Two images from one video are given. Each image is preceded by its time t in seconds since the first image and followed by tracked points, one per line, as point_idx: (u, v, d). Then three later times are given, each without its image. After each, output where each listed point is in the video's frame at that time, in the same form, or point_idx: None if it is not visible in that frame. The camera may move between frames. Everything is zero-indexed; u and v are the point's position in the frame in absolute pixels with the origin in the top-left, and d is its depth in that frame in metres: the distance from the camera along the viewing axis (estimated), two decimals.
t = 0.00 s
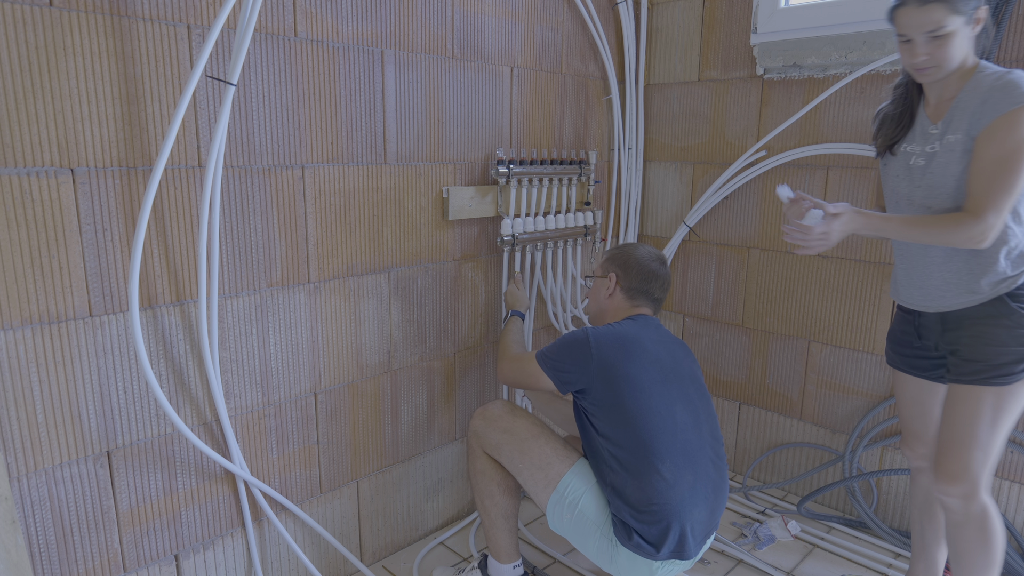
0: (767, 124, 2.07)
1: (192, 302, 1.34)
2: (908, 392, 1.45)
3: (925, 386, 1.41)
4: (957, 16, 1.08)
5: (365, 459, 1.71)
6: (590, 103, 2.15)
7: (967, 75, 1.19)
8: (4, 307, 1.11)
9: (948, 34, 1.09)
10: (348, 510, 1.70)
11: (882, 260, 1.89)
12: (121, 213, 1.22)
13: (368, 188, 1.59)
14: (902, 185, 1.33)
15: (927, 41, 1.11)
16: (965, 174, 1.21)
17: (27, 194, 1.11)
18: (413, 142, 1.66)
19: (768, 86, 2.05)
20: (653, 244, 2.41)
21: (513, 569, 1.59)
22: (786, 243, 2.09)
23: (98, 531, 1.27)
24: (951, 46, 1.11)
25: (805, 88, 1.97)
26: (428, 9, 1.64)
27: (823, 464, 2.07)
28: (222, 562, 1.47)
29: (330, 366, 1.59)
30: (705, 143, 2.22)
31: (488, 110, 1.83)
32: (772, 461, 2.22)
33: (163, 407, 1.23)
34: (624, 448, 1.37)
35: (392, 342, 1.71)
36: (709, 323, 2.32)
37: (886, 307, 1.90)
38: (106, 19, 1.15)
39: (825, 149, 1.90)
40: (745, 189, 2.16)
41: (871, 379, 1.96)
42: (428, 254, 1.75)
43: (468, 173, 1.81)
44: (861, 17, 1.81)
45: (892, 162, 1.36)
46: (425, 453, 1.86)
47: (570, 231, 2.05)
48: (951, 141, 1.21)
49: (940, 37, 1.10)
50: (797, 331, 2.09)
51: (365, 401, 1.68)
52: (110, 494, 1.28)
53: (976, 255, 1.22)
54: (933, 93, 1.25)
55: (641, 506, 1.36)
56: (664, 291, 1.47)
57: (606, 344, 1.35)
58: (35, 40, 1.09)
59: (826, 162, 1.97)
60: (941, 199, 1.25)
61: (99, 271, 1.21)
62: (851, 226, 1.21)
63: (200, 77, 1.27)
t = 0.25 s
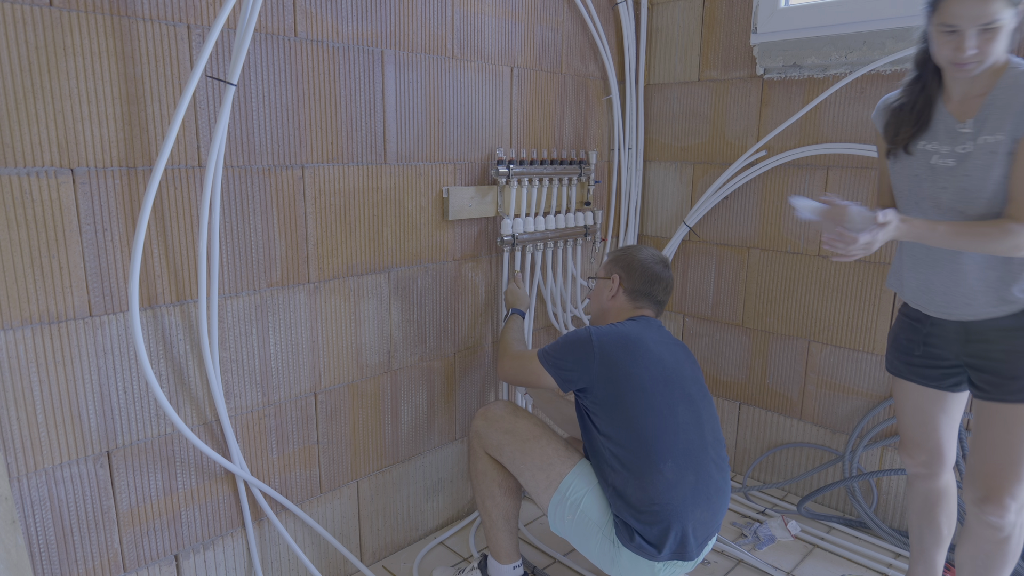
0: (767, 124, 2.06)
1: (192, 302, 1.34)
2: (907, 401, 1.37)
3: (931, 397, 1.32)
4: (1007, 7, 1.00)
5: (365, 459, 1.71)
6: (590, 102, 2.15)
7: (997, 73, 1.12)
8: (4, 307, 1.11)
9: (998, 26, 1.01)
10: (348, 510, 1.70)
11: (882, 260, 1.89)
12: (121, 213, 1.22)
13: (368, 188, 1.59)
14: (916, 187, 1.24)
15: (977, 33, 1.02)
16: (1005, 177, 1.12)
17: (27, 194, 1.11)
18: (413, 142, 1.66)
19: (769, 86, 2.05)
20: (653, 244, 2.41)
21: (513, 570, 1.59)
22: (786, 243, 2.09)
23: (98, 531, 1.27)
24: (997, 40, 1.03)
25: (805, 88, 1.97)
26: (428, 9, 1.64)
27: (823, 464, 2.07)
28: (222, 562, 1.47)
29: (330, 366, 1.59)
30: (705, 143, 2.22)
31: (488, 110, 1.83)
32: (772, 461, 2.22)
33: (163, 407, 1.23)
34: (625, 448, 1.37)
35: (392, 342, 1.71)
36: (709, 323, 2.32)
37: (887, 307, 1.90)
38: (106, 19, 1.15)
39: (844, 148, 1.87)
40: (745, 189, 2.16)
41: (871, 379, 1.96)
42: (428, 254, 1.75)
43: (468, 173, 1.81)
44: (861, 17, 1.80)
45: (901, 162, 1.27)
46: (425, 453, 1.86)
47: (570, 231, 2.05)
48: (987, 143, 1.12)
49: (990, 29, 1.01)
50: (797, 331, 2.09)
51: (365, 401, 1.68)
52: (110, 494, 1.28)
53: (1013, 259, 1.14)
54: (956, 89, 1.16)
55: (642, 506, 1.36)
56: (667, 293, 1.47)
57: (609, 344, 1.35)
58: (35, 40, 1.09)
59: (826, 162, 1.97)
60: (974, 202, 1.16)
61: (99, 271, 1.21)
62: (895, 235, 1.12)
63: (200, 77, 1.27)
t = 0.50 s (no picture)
0: (767, 124, 2.06)
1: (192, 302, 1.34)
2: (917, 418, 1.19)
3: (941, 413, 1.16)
4: None
5: (365, 460, 1.71)
6: (590, 102, 2.15)
7: None
8: (4, 307, 1.11)
9: None
10: (348, 510, 1.70)
11: (882, 260, 1.90)
12: (121, 213, 1.22)
13: (369, 188, 1.59)
14: (947, 191, 1.08)
15: None
16: None
17: (28, 194, 1.11)
18: (413, 142, 1.66)
19: (768, 86, 2.05)
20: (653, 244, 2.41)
21: (513, 570, 1.59)
22: (786, 243, 2.09)
23: (98, 531, 1.27)
24: None
25: (805, 88, 1.97)
26: (428, 9, 1.64)
27: (823, 464, 2.07)
28: (222, 562, 1.47)
29: (330, 366, 1.59)
30: (705, 143, 2.22)
31: (488, 110, 1.83)
32: (772, 461, 2.22)
33: (164, 407, 1.23)
34: (627, 448, 1.37)
35: (392, 342, 1.71)
36: (709, 323, 2.32)
37: (887, 307, 1.90)
38: (106, 19, 1.15)
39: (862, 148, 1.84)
40: (745, 189, 2.16)
41: (871, 379, 1.96)
42: (428, 254, 1.75)
43: (467, 173, 1.81)
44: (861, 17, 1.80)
45: (935, 162, 1.09)
46: (425, 453, 1.86)
47: (570, 231, 2.05)
48: None
49: None
50: (797, 331, 2.09)
51: (365, 401, 1.68)
52: (110, 494, 1.28)
53: None
54: (1012, 80, 0.99)
55: (643, 506, 1.36)
56: (669, 295, 1.48)
57: (612, 343, 1.35)
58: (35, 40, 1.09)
59: (826, 162, 1.97)
60: None
61: (99, 271, 1.21)
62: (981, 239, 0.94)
63: (200, 77, 1.27)
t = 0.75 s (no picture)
0: (767, 124, 2.06)
1: (192, 302, 1.34)
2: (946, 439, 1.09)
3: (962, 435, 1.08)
4: None
5: (365, 459, 1.71)
6: (590, 103, 2.15)
7: None
8: (4, 307, 1.11)
9: None
10: (348, 510, 1.70)
11: (882, 260, 1.90)
12: (121, 213, 1.22)
13: (369, 188, 1.59)
14: (1000, 192, 0.96)
15: None
16: None
17: (28, 194, 1.11)
18: (413, 142, 1.66)
19: (769, 86, 2.05)
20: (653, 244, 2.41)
21: (513, 570, 1.59)
22: (786, 243, 2.08)
23: (98, 531, 1.27)
24: None
25: (805, 88, 1.97)
26: (428, 9, 1.64)
27: (823, 464, 2.07)
28: (222, 562, 1.47)
29: (330, 366, 1.59)
30: (705, 143, 2.22)
31: (488, 110, 1.83)
32: (772, 461, 2.22)
33: (163, 407, 1.23)
34: (630, 449, 1.37)
35: (392, 342, 1.71)
36: (709, 323, 2.32)
37: (887, 307, 1.90)
38: (106, 19, 1.15)
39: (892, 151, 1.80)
40: (745, 189, 2.16)
41: (871, 379, 1.96)
42: (428, 254, 1.75)
43: (467, 173, 1.81)
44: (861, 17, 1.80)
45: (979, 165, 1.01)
46: (425, 453, 1.86)
47: (570, 231, 2.05)
48: None
49: None
50: (797, 331, 2.09)
51: (365, 401, 1.68)
52: (110, 494, 1.28)
53: None
54: None
55: (645, 507, 1.36)
56: (672, 296, 1.48)
57: (615, 343, 1.35)
58: (35, 40, 1.09)
59: (826, 162, 1.97)
60: None
61: (99, 271, 1.21)
62: None
63: (200, 77, 1.27)
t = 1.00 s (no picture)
0: (767, 124, 2.07)
1: (192, 302, 1.34)
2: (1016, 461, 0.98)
3: None
4: None
5: (365, 460, 1.71)
6: (590, 102, 2.15)
7: None
8: (4, 307, 1.11)
9: None
10: (348, 510, 1.70)
11: (882, 260, 1.90)
12: (121, 213, 1.22)
13: (368, 188, 1.59)
14: None
15: None
16: None
17: (28, 194, 1.11)
18: (413, 142, 1.66)
19: (768, 86, 2.05)
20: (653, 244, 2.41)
21: (513, 571, 1.59)
22: (786, 243, 2.08)
23: (98, 531, 1.27)
24: None
25: (805, 88, 1.97)
26: (428, 9, 1.64)
27: (823, 464, 2.07)
28: (222, 562, 1.47)
29: (330, 366, 1.59)
30: (705, 143, 2.22)
31: (488, 110, 1.83)
32: (772, 461, 2.22)
33: (164, 407, 1.24)
34: (630, 449, 1.37)
35: (392, 342, 1.71)
36: (709, 322, 2.33)
37: (887, 307, 1.90)
38: (106, 19, 1.15)
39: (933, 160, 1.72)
40: (745, 189, 2.16)
41: (871, 379, 1.96)
42: (428, 254, 1.75)
43: (467, 173, 1.81)
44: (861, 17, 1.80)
45: None
46: (425, 453, 1.86)
47: (570, 231, 2.05)
48: None
49: None
50: (797, 331, 2.09)
51: (365, 401, 1.68)
52: (110, 494, 1.28)
53: None
54: None
55: (644, 507, 1.36)
56: (675, 295, 1.48)
57: (619, 343, 1.35)
58: (35, 40, 1.09)
59: (826, 162, 1.97)
60: None
61: (99, 271, 1.21)
62: None
63: (200, 77, 1.27)
